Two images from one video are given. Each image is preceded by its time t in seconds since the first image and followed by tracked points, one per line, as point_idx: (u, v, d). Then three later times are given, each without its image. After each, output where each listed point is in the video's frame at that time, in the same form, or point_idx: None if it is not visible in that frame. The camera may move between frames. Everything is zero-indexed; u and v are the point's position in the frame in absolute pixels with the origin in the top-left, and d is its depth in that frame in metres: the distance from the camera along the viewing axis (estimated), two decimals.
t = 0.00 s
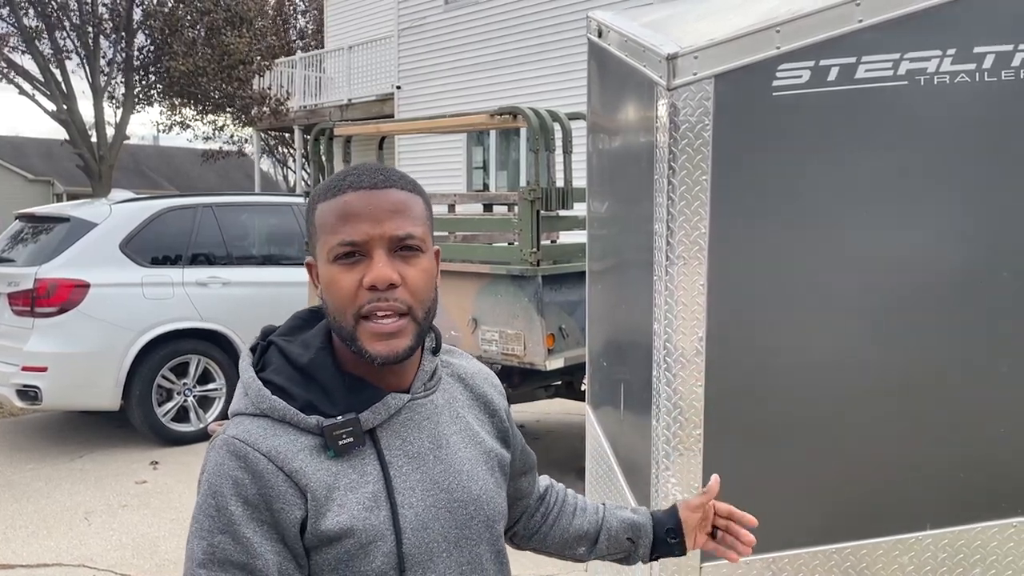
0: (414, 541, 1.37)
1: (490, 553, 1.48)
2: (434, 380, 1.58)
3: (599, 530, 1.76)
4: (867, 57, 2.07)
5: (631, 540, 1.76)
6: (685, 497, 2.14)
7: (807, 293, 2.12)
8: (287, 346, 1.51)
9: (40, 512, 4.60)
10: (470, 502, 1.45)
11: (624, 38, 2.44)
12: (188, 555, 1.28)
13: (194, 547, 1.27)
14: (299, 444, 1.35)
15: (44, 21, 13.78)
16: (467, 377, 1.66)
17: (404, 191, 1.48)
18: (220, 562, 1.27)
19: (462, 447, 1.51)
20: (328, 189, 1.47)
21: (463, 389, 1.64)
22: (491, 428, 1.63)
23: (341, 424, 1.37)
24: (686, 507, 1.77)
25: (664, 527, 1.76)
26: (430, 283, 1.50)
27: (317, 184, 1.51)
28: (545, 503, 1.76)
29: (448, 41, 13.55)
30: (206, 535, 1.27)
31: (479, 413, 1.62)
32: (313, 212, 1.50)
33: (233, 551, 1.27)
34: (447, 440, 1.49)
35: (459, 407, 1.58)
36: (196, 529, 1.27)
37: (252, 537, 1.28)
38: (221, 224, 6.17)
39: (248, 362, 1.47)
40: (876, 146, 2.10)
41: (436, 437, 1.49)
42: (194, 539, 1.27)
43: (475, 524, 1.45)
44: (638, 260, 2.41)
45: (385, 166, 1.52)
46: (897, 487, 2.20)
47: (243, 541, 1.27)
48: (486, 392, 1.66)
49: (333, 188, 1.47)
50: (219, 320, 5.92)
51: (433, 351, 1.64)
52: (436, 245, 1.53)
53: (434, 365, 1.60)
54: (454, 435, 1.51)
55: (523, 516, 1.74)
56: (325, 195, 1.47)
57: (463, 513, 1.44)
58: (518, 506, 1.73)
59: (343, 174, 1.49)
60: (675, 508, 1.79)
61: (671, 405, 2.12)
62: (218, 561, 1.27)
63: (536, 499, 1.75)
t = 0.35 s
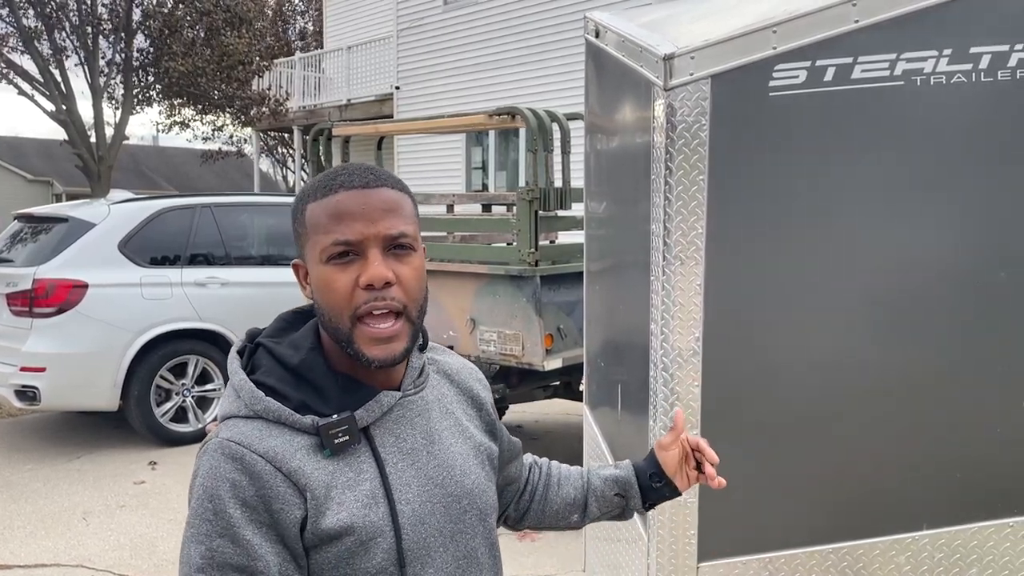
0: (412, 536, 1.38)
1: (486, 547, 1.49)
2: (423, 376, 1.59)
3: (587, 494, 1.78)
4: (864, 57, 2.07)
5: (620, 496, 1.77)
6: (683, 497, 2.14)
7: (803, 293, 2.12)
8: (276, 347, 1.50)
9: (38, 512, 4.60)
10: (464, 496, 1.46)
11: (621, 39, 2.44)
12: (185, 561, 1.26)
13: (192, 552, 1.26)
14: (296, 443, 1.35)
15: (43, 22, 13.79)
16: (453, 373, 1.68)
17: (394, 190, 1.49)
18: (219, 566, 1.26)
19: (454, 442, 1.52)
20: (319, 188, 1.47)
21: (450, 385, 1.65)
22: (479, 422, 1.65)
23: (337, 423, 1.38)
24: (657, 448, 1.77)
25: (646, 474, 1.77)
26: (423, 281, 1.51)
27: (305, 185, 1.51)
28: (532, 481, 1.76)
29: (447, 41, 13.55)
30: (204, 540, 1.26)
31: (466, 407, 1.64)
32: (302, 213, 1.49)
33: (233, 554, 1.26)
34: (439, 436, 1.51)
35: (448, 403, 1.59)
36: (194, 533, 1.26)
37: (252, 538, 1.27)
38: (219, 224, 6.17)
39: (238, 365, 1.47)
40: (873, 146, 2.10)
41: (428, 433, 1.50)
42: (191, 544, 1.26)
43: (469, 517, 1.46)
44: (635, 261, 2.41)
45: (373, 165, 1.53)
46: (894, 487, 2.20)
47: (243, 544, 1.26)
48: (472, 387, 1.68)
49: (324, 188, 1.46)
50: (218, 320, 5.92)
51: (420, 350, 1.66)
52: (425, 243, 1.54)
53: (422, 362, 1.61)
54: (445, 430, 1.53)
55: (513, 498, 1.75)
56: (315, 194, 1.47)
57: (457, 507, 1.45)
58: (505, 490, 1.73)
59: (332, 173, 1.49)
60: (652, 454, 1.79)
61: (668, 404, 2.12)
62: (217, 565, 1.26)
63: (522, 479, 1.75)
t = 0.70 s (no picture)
0: (409, 533, 1.38)
1: (480, 544, 1.49)
2: (418, 375, 1.59)
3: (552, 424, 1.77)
4: (860, 58, 2.07)
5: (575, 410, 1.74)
6: (679, 498, 2.14)
7: (799, 294, 2.12)
8: (272, 344, 1.50)
9: (36, 513, 4.60)
10: (460, 493, 1.47)
11: (618, 40, 2.44)
12: (180, 559, 1.25)
13: (188, 549, 1.25)
14: (294, 441, 1.35)
15: (42, 22, 13.79)
16: (446, 372, 1.68)
17: (407, 194, 1.51)
18: (216, 562, 1.25)
19: (448, 440, 1.53)
20: (337, 188, 1.45)
21: (442, 385, 1.66)
22: (474, 419, 1.67)
23: (334, 419, 1.38)
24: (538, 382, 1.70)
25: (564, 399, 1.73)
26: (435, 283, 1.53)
27: (314, 185, 1.47)
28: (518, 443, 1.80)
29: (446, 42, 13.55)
30: (200, 536, 1.25)
31: (461, 405, 1.65)
32: (314, 213, 1.45)
33: (230, 550, 1.25)
34: (433, 434, 1.51)
35: (441, 403, 1.60)
36: (190, 529, 1.25)
37: (249, 535, 1.26)
38: (218, 225, 6.16)
39: (234, 363, 1.47)
40: (869, 146, 2.10)
41: (423, 432, 1.51)
42: (187, 541, 1.25)
43: (464, 514, 1.46)
44: (632, 261, 2.41)
45: (380, 169, 1.54)
46: (890, 488, 2.20)
47: (240, 541, 1.25)
48: (465, 385, 1.69)
49: (342, 189, 1.45)
50: (217, 320, 5.92)
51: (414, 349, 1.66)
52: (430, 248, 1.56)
53: (417, 362, 1.62)
54: (439, 429, 1.54)
55: (510, 470, 1.80)
56: (335, 195, 1.44)
57: (453, 504, 1.45)
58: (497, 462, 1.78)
59: (345, 174, 1.48)
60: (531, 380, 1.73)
61: (664, 404, 2.13)
62: (214, 562, 1.25)
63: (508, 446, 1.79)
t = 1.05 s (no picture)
0: (398, 534, 1.38)
1: (470, 544, 1.49)
2: (406, 375, 1.59)
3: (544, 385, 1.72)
4: (855, 59, 2.07)
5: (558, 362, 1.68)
6: (674, 498, 2.14)
7: (795, 294, 2.12)
8: (259, 348, 1.50)
9: (34, 513, 4.60)
10: (449, 493, 1.47)
11: (614, 40, 2.44)
12: (171, 564, 1.26)
13: (178, 555, 1.26)
14: (281, 444, 1.35)
15: (42, 23, 13.79)
16: (435, 371, 1.68)
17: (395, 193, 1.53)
18: (205, 567, 1.26)
19: (437, 440, 1.53)
20: (327, 189, 1.45)
21: (432, 384, 1.66)
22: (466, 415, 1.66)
23: (321, 423, 1.39)
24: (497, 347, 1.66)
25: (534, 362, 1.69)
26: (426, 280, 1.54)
27: (301, 188, 1.46)
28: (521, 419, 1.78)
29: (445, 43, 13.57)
30: (189, 542, 1.26)
31: (451, 402, 1.65)
32: (305, 215, 1.44)
33: (219, 555, 1.26)
34: (422, 434, 1.51)
35: (431, 402, 1.60)
36: (179, 535, 1.27)
37: (238, 539, 1.27)
38: (217, 225, 6.16)
39: (221, 368, 1.48)
40: (864, 147, 2.10)
41: (412, 432, 1.51)
42: (177, 547, 1.27)
43: (453, 514, 1.47)
44: (629, 261, 2.41)
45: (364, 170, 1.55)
46: (885, 488, 2.20)
47: (229, 545, 1.26)
48: (455, 382, 1.68)
49: (333, 189, 1.45)
50: (215, 321, 5.92)
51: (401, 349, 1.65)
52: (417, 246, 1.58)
53: (405, 362, 1.61)
54: (428, 429, 1.53)
55: (522, 450, 1.78)
56: (328, 196, 1.44)
57: (442, 504, 1.45)
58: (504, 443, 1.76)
59: (332, 175, 1.48)
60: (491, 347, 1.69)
61: (660, 405, 2.12)
62: (203, 566, 1.26)
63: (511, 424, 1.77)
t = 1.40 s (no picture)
0: (389, 534, 1.39)
1: (462, 542, 1.50)
2: (396, 375, 1.59)
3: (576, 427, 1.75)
4: (852, 60, 2.08)
5: (605, 416, 1.72)
6: (672, 498, 2.14)
7: (791, 295, 2.13)
8: (246, 352, 1.51)
9: (34, 514, 4.60)
10: (439, 493, 1.48)
11: (612, 42, 2.45)
12: (165, 567, 1.28)
13: (171, 560, 1.28)
14: (270, 448, 1.35)
15: (42, 24, 13.79)
16: (425, 369, 1.68)
17: (379, 195, 1.52)
18: (199, 571, 1.28)
19: (427, 440, 1.53)
20: (308, 191, 1.45)
21: (422, 383, 1.66)
22: (455, 414, 1.66)
23: (309, 426, 1.39)
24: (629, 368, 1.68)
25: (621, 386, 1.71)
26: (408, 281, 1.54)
27: (283, 188, 1.47)
28: (528, 436, 1.79)
29: (445, 43, 13.58)
30: (182, 546, 1.28)
31: (441, 401, 1.65)
32: (286, 215, 1.45)
33: (211, 559, 1.28)
34: (412, 434, 1.52)
35: (420, 401, 1.60)
36: (172, 540, 1.28)
37: (229, 544, 1.28)
38: (216, 226, 6.17)
39: (208, 372, 1.48)
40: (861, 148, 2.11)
41: (402, 432, 1.51)
42: (170, 553, 1.28)
43: (444, 513, 1.47)
44: (627, 262, 2.42)
45: (351, 170, 1.54)
46: (882, 488, 2.21)
47: (221, 550, 1.28)
48: (447, 380, 1.68)
49: (314, 192, 1.45)
50: (215, 322, 5.93)
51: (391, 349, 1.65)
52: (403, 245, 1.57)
53: (395, 362, 1.61)
54: (418, 428, 1.54)
55: (512, 458, 1.78)
56: (306, 197, 1.45)
57: (433, 504, 1.46)
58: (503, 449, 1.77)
59: (315, 176, 1.48)
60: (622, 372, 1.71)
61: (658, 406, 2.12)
62: (196, 570, 1.28)
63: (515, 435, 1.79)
